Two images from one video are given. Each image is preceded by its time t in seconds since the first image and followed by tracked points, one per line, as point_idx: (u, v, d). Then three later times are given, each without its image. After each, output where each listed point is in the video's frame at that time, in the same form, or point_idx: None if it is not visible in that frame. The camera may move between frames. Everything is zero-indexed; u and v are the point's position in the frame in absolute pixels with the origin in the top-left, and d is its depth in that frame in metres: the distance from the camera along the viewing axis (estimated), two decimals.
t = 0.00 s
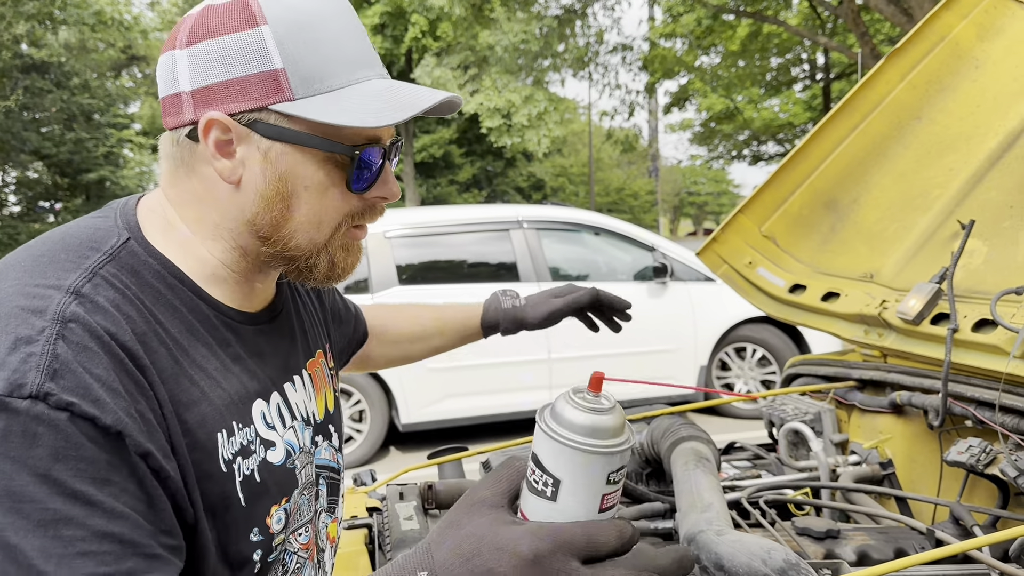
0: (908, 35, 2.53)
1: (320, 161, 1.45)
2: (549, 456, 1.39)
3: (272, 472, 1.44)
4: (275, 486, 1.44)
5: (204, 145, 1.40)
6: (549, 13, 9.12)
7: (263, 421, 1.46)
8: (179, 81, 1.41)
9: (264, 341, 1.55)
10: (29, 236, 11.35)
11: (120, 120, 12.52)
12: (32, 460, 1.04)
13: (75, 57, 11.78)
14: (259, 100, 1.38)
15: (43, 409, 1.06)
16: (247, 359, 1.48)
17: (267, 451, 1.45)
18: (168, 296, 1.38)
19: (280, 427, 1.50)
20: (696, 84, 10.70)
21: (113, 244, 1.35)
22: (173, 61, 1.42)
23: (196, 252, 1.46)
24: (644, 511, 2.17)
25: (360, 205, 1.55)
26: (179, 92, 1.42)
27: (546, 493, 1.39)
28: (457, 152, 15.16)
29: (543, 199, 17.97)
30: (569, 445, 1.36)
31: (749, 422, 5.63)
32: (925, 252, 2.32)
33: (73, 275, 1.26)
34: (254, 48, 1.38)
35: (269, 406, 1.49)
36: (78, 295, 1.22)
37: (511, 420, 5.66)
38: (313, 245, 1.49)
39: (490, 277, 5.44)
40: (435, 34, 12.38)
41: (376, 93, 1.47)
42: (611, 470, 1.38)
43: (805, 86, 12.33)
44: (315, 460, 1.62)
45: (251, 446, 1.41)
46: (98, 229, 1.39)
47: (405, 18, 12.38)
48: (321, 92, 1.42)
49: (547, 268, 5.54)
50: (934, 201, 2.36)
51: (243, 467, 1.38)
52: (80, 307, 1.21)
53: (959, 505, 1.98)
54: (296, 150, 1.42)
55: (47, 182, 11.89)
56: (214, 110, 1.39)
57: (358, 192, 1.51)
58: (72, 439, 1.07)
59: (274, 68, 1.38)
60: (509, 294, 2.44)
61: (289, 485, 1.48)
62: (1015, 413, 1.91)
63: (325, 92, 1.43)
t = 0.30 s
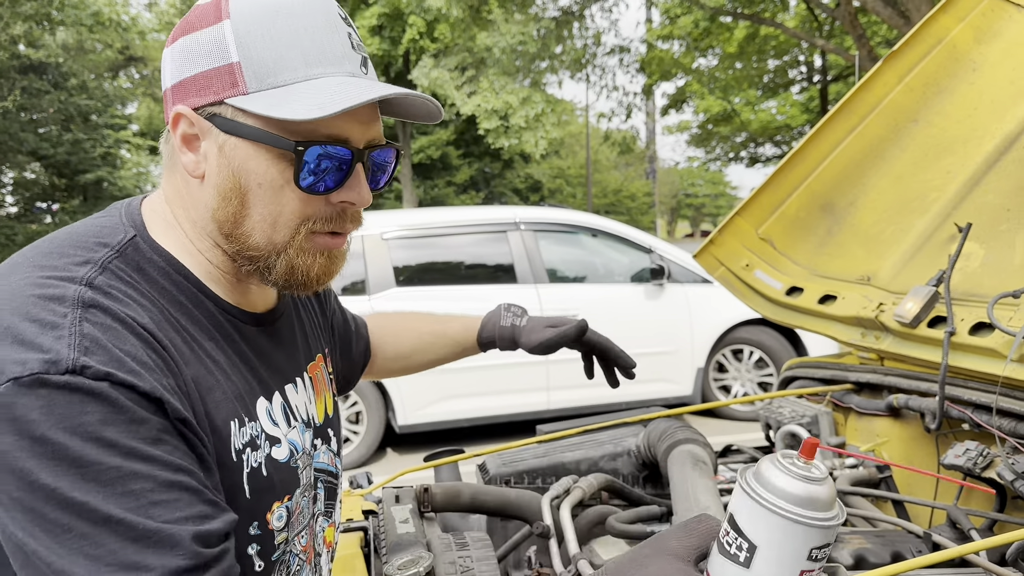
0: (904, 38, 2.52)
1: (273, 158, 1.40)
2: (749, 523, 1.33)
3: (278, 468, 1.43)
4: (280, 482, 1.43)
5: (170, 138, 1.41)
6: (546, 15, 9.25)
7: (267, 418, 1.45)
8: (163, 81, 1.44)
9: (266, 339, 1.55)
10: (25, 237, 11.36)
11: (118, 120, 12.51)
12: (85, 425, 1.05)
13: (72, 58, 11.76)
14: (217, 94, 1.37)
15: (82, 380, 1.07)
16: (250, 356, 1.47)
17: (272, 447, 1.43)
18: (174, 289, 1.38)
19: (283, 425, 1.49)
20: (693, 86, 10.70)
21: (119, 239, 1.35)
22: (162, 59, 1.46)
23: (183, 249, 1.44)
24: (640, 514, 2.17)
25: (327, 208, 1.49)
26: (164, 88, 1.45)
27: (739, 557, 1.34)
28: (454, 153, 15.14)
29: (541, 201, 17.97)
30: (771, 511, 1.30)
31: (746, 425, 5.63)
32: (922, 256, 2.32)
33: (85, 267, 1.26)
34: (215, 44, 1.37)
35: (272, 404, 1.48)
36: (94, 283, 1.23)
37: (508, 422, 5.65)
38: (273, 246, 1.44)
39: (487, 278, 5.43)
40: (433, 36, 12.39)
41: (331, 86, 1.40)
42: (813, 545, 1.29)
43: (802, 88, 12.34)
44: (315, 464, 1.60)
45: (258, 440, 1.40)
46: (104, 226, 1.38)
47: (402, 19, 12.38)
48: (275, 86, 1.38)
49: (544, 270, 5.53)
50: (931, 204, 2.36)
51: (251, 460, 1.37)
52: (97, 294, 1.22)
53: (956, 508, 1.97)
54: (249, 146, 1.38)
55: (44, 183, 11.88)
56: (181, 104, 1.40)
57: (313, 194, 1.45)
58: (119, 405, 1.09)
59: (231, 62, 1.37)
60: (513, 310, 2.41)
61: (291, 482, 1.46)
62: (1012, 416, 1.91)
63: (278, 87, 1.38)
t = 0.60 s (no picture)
0: (903, 40, 2.52)
1: (280, 170, 1.38)
2: (509, 512, 1.50)
3: (281, 489, 1.43)
4: (284, 502, 1.43)
5: (185, 146, 1.42)
6: (545, 17, 9.28)
7: (274, 437, 1.44)
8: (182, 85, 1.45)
9: (277, 354, 1.53)
10: (23, 238, 11.39)
11: (116, 121, 12.51)
12: (38, 488, 1.02)
13: (71, 59, 11.76)
14: (230, 103, 1.37)
15: (56, 431, 1.04)
16: (259, 373, 1.46)
17: (277, 467, 1.43)
18: (179, 307, 1.36)
19: (290, 444, 1.48)
20: (691, 88, 10.72)
21: (134, 252, 1.34)
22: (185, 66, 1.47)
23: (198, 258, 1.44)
24: (639, 517, 2.17)
25: (337, 224, 1.47)
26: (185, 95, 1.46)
27: (499, 544, 1.50)
28: (453, 155, 15.13)
29: (540, 203, 17.98)
30: (528, 502, 1.48)
31: (745, 427, 5.63)
32: (921, 258, 2.32)
33: (96, 283, 1.25)
34: (231, 51, 1.37)
35: (280, 422, 1.47)
36: (98, 305, 1.20)
37: (507, 424, 5.65)
38: (281, 260, 1.42)
39: (485, 280, 5.43)
40: (432, 38, 12.42)
41: (342, 100, 1.39)
42: (560, 531, 1.47)
43: (801, 90, 12.35)
44: (324, 476, 1.61)
45: (262, 463, 1.39)
46: (120, 235, 1.38)
47: (402, 21, 12.38)
48: (286, 97, 1.37)
49: (542, 272, 5.53)
50: (930, 206, 2.36)
51: (253, 485, 1.36)
52: (101, 317, 1.19)
53: (953, 511, 1.97)
54: (256, 157, 1.38)
55: (42, 184, 11.87)
56: (197, 113, 1.41)
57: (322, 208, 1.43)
58: (80, 465, 1.04)
59: (244, 72, 1.37)
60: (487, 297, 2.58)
61: (296, 502, 1.47)
62: (1010, 418, 1.91)
63: (288, 98, 1.38)
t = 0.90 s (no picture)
0: (903, 44, 2.54)
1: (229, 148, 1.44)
2: (474, 475, 1.39)
3: (291, 490, 1.44)
4: (294, 503, 1.45)
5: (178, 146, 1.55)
6: (545, 19, 9.28)
7: (285, 438, 1.45)
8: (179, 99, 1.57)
9: (288, 356, 1.55)
10: (24, 240, 11.44)
11: (117, 124, 12.53)
12: (63, 481, 1.04)
13: (71, 61, 11.78)
14: (192, 96, 1.46)
15: (82, 424, 1.06)
16: (270, 372, 1.48)
17: (288, 468, 1.44)
18: (193, 305, 1.38)
19: (299, 445, 1.49)
20: (692, 91, 10.72)
21: (153, 249, 1.38)
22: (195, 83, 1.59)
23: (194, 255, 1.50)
24: (640, 518, 2.18)
25: (288, 199, 1.47)
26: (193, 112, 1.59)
27: (479, 509, 1.40)
28: (454, 157, 15.14)
29: (540, 205, 17.98)
30: (490, 462, 1.37)
31: (745, 429, 5.63)
32: (920, 261, 2.33)
33: (116, 280, 1.27)
34: (197, 51, 1.47)
35: (290, 424, 1.48)
36: (119, 300, 1.23)
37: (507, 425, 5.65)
38: (237, 240, 1.44)
39: (486, 282, 5.43)
40: (432, 40, 12.44)
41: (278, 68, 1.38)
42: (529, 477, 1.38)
43: (801, 92, 12.34)
44: (330, 482, 1.61)
45: (274, 463, 1.40)
46: (139, 234, 1.41)
47: (402, 23, 12.42)
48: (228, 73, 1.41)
49: (543, 274, 5.54)
50: (930, 209, 2.37)
51: (266, 483, 1.37)
52: (122, 313, 1.21)
53: (954, 513, 1.98)
54: (212, 140, 1.45)
55: (42, 186, 11.88)
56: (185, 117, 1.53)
57: (265, 181, 1.44)
58: (105, 459, 1.06)
59: (201, 62, 1.44)
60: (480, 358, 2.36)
61: (305, 504, 1.48)
62: (1011, 420, 1.92)
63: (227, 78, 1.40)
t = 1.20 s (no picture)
0: (905, 46, 2.53)
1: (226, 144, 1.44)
2: (518, 493, 1.41)
3: (292, 488, 1.44)
4: (294, 502, 1.44)
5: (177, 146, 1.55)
6: (546, 22, 9.30)
7: (285, 436, 1.46)
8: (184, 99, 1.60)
9: (289, 357, 1.55)
10: (26, 242, 11.45)
11: (118, 126, 12.55)
12: (90, 470, 1.05)
13: (73, 63, 11.83)
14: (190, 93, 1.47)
15: (99, 414, 1.07)
16: (268, 370, 1.48)
17: (289, 466, 1.45)
18: (194, 303, 1.39)
19: (299, 444, 1.50)
20: (693, 93, 10.73)
21: (151, 247, 1.38)
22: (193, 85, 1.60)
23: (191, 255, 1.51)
24: (643, 521, 2.18)
25: (287, 197, 1.48)
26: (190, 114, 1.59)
27: (527, 522, 1.42)
28: (455, 160, 15.15)
29: (541, 207, 17.99)
30: (533, 479, 1.39)
31: (747, 431, 5.62)
32: (923, 263, 2.33)
33: (115, 276, 1.27)
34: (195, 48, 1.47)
35: (290, 423, 1.49)
36: (121, 295, 1.24)
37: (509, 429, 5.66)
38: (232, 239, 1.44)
39: (487, 284, 5.43)
40: (433, 43, 12.46)
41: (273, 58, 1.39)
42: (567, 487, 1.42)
43: (802, 94, 12.34)
44: (331, 484, 1.60)
45: (274, 460, 1.41)
46: (135, 233, 1.41)
47: (403, 25, 12.45)
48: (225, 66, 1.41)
49: (544, 276, 5.54)
50: (932, 211, 2.37)
51: (267, 480, 1.38)
52: (124, 307, 1.22)
53: (957, 515, 1.97)
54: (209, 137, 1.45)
55: (44, 189, 11.92)
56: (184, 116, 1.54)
57: (263, 178, 1.45)
58: (127, 447, 1.08)
59: (198, 59, 1.45)
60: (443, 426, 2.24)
61: (305, 502, 1.48)
62: (1014, 423, 1.91)
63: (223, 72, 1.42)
